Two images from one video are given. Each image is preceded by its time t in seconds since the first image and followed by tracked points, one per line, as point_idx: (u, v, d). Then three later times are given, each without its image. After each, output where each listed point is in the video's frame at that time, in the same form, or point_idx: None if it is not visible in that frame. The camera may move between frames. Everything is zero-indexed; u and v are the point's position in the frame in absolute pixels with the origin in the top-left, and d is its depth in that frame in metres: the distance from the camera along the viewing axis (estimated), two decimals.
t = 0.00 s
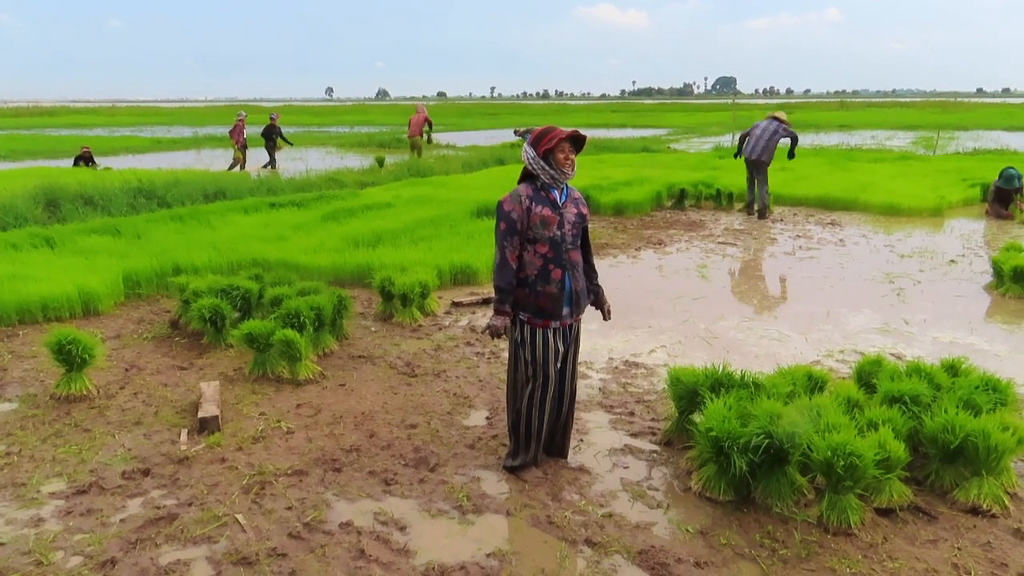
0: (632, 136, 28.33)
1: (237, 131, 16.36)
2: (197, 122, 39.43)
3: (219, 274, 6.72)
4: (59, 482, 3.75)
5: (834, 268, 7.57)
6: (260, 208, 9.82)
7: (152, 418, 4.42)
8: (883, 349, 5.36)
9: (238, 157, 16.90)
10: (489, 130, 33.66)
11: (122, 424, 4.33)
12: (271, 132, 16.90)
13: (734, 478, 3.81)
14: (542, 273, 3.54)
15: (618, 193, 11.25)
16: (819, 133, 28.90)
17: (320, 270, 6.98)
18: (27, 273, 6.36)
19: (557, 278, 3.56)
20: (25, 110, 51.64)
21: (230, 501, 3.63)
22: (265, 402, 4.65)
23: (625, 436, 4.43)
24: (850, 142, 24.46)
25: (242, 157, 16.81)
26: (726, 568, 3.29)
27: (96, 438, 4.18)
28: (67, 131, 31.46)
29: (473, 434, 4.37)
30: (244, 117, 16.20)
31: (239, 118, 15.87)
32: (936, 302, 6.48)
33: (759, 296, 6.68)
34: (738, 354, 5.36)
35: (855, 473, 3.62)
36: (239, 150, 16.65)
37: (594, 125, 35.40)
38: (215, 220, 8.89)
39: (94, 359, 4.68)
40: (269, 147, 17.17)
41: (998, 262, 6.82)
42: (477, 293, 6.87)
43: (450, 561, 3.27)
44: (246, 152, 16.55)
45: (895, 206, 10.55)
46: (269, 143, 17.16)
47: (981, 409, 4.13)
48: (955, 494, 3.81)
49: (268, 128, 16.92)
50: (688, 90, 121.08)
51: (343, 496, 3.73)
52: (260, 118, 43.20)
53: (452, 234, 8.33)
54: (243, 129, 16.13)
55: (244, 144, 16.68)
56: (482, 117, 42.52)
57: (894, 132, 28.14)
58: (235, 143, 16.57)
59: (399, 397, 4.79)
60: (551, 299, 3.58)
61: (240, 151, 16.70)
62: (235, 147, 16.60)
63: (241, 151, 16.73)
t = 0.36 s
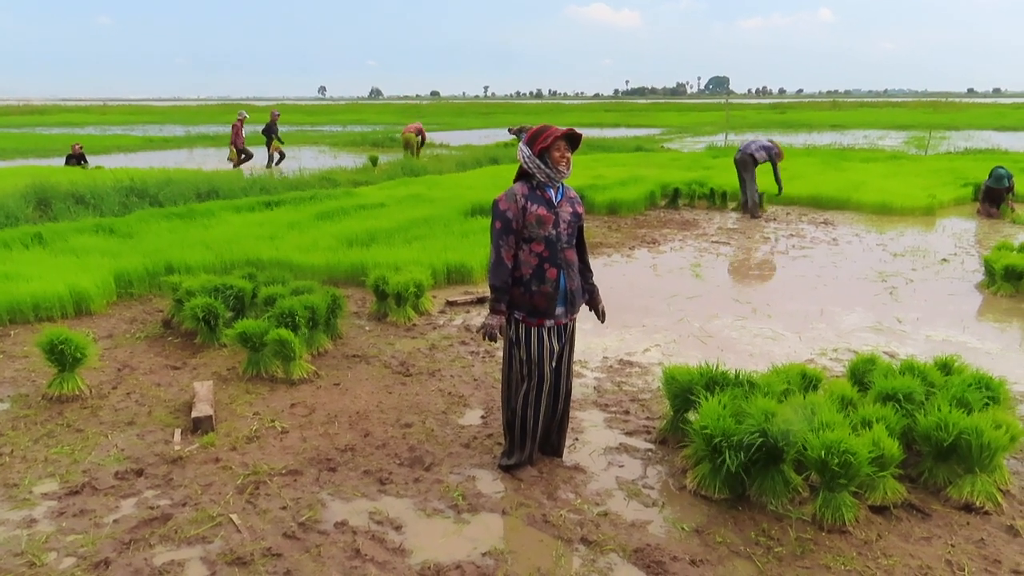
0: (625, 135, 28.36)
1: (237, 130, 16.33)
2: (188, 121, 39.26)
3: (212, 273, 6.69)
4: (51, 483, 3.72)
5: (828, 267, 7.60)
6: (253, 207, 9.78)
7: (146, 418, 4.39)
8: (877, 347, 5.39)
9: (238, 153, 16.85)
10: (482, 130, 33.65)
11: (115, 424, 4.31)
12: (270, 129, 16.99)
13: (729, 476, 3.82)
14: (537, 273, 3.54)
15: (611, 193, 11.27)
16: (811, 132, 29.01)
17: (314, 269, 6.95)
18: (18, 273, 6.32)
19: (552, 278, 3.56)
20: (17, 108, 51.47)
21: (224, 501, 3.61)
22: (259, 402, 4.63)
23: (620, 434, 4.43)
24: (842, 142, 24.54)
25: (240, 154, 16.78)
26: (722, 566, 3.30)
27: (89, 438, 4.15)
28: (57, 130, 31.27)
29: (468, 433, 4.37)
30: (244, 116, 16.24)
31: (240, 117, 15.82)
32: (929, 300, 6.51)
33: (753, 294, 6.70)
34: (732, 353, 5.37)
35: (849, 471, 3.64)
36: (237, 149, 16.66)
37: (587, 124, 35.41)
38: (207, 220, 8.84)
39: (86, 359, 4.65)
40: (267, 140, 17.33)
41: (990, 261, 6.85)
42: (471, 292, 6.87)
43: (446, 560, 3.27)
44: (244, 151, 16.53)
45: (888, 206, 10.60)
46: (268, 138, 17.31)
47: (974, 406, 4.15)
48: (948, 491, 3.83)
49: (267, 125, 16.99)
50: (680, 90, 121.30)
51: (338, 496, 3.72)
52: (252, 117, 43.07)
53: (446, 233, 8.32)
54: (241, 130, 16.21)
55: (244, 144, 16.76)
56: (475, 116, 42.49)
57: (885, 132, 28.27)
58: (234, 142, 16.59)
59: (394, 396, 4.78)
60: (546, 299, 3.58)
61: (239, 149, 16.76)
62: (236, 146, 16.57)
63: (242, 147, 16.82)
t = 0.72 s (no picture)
0: (621, 134, 28.36)
1: (245, 132, 16.30)
2: (183, 121, 39.16)
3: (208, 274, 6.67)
4: (48, 485, 3.71)
5: (824, 266, 7.61)
6: (248, 207, 9.76)
7: (142, 419, 4.38)
8: (873, 346, 5.40)
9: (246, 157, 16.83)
10: (478, 129, 33.63)
11: (112, 426, 4.30)
12: (279, 129, 17.09)
13: (727, 475, 3.83)
14: (534, 272, 3.54)
15: (608, 192, 11.27)
16: (806, 131, 29.06)
17: (311, 269, 6.94)
18: (13, 274, 6.30)
19: (549, 277, 3.55)
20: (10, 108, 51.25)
21: (222, 502, 3.60)
22: (256, 402, 4.62)
23: (618, 434, 4.43)
24: (838, 140, 24.57)
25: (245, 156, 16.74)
26: (719, 564, 3.30)
27: (85, 440, 4.14)
28: (50, 130, 31.26)
29: (466, 433, 4.37)
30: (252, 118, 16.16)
31: (249, 119, 15.74)
32: (925, 298, 6.53)
33: (750, 293, 6.71)
34: (729, 352, 5.38)
35: (846, 469, 3.64)
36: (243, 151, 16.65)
37: (583, 123, 35.41)
38: (203, 220, 8.82)
39: (82, 360, 4.64)
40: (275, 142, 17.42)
41: (986, 259, 6.87)
42: (468, 292, 6.87)
43: (444, 560, 3.27)
44: (249, 153, 16.52)
45: (883, 204, 10.62)
46: (275, 139, 17.38)
47: (970, 404, 4.17)
48: (945, 489, 3.85)
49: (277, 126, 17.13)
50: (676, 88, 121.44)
51: (336, 496, 3.71)
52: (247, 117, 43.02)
53: (442, 233, 8.32)
54: (250, 133, 16.20)
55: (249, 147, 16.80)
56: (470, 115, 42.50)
57: (881, 130, 28.31)
58: (242, 144, 16.46)
59: (391, 396, 4.78)
60: (543, 298, 3.57)
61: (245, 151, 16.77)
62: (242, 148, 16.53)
63: (248, 147, 16.84)
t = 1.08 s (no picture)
0: (617, 134, 28.38)
1: (251, 131, 16.29)
2: (178, 121, 39.11)
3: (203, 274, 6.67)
4: (43, 485, 3.71)
5: (818, 264, 7.62)
6: (243, 208, 9.76)
7: (137, 419, 4.38)
8: (867, 344, 5.41)
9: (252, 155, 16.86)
10: (474, 129, 33.62)
11: (107, 426, 4.30)
12: (285, 130, 17.10)
13: (722, 473, 3.84)
14: (528, 271, 3.55)
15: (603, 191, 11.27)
16: (802, 130, 29.10)
17: (305, 269, 6.94)
18: (8, 275, 6.29)
19: (543, 276, 3.56)
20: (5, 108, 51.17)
21: (217, 502, 3.60)
22: (251, 402, 4.62)
23: (613, 432, 4.44)
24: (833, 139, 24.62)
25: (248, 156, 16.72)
26: (714, 562, 3.31)
27: (80, 440, 4.14)
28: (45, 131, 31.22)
29: (461, 432, 4.37)
30: (255, 117, 16.20)
31: (252, 120, 15.76)
32: (919, 297, 6.55)
33: (745, 292, 6.72)
34: (723, 350, 5.38)
35: (841, 467, 3.65)
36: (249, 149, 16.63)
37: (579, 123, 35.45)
38: (198, 221, 8.82)
39: (77, 361, 4.64)
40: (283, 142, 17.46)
41: (980, 257, 6.89)
42: (463, 291, 6.87)
43: (440, 559, 3.27)
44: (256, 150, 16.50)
45: (878, 203, 10.64)
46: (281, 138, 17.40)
47: (964, 401, 4.18)
48: (939, 486, 3.86)
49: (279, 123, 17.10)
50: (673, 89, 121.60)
51: (331, 496, 3.72)
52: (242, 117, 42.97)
53: (437, 232, 8.32)
54: (254, 131, 16.17)
55: (258, 143, 16.70)
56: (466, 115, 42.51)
57: (876, 129, 28.35)
58: (248, 141, 16.42)
59: (386, 396, 4.78)
60: (537, 297, 3.58)
61: (251, 149, 16.75)
62: (249, 147, 16.51)
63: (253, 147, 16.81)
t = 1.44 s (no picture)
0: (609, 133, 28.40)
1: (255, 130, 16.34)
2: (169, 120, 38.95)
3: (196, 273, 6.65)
4: (35, 485, 3.70)
5: (810, 263, 7.66)
6: (235, 207, 9.73)
7: (130, 419, 4.37)
8: (859, 342, 5.44)
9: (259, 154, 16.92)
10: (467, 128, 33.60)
11: (99, 425, 4.28)
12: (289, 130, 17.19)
13: (714, 470, 3.85)
14: (521, 269, 3.55)
15: (595, 190, 11.29)
16: (794, 129, 29.18)
17: (298, 268, 6.93)
18: None
19: (536, 275, 3.57)
20: None
21: (210, 501, 3.60)
22: (244, 401, 4.61)
23: (606, 431, 4.45)
24: (823, 138, 24.71)
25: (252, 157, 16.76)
26: (707, 559, 3.32)
27: (72, 439, 4.12)
28: (35, 128, 31.06)
29: (454, 431, 4.37)
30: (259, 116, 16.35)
31: (257, 118, 15.99)
32: (909, 295, 6.59)
33: (737, 290, 6.75)
34: (716, 348, 5.40)
35: (832, 464, 3.67)
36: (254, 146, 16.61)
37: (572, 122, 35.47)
38: (190, 219, 8.79)
39: (69, 360, 4.62)
40: (287, 142, 17.49)
41: (970, 255, 6.94)
42: (456, 290, 6.87)
43: (434, 558, 3.27)
44: (260, 148, 16.48)
45: (869, 203, 10.69)
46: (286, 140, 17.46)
47: (955, 399, 4.21)
48: (930, 483, 3.88)
49: (285, 123, 17.17)
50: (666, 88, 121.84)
51: (325, 495, 3.71)
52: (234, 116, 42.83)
53: (430, 231, 8.31)
54: (259, 128, 16.14)
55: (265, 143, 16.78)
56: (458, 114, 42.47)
57: (868, 128, 28.44)
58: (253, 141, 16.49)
59: (379, 395, 4.78)
60: (530, 295, 3.59)
61: (258, 150, 16.81)
62: (255, 145, 16.53)
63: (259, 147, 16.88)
